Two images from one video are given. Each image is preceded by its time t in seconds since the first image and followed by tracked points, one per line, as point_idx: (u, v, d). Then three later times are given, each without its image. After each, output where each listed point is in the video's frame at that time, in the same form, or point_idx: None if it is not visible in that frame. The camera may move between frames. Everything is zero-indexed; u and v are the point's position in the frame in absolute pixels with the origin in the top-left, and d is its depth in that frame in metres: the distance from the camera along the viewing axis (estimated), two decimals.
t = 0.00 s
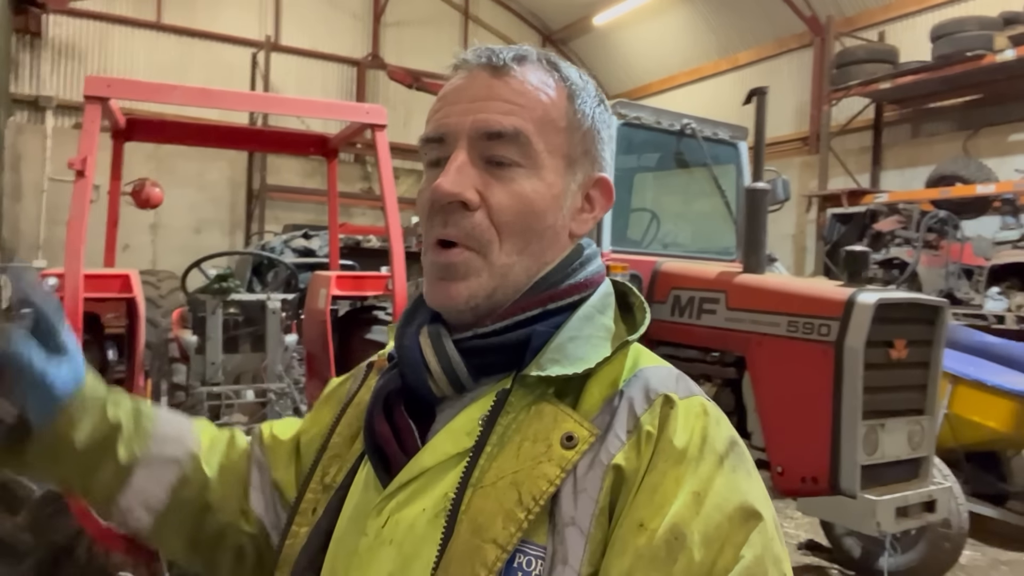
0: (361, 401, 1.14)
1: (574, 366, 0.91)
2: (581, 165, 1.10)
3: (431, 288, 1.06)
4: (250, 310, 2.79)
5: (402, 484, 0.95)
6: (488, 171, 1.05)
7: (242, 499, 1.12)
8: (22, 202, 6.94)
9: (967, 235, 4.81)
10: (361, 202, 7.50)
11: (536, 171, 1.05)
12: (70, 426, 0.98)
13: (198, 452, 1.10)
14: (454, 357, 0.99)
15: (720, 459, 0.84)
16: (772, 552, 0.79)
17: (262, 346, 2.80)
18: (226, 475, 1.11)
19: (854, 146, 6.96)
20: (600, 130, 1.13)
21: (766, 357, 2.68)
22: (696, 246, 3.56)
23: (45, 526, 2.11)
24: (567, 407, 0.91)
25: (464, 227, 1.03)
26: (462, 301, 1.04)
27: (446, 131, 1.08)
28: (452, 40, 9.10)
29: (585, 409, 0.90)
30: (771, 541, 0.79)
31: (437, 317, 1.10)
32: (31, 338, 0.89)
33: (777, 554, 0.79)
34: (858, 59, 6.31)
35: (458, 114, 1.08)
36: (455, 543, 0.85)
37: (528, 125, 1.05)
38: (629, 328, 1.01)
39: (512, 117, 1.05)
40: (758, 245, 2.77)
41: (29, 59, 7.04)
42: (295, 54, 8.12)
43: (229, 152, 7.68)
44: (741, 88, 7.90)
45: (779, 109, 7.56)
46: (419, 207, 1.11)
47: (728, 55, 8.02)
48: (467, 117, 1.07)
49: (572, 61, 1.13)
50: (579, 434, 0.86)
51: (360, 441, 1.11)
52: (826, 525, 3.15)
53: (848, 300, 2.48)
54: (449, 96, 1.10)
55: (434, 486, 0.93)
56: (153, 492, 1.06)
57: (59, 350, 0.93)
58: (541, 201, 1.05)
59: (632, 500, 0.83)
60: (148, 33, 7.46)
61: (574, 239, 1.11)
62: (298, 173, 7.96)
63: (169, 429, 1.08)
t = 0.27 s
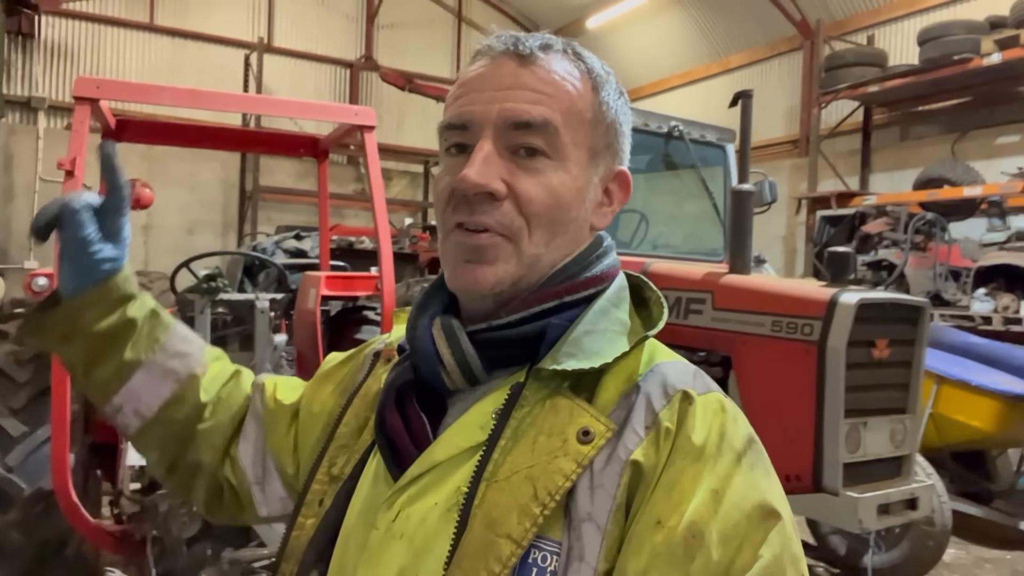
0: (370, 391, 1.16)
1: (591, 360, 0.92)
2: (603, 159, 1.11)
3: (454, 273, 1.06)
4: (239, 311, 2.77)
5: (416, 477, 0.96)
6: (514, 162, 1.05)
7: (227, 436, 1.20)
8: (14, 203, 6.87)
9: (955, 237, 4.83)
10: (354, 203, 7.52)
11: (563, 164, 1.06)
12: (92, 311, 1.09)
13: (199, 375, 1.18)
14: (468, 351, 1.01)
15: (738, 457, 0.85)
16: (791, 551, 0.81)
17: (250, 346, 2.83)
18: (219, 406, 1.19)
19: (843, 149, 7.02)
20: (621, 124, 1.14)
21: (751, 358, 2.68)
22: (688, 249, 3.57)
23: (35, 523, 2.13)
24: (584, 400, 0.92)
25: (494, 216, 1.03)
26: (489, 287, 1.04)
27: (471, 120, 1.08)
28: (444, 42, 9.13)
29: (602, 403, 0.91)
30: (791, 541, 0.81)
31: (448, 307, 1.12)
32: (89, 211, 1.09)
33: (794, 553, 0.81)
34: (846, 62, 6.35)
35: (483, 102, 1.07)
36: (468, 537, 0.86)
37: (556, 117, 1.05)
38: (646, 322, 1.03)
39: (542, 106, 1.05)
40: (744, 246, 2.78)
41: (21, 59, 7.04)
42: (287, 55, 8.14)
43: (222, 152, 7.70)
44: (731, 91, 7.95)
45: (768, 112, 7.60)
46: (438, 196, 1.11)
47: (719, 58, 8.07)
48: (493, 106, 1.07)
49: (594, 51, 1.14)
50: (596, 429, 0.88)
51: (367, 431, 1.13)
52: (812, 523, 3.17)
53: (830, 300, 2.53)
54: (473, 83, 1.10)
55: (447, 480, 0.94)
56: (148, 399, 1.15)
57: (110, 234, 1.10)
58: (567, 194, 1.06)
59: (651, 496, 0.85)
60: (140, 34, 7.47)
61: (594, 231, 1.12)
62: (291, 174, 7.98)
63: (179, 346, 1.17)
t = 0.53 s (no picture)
0: (375, 382, 1.18)
1: (598, 358, 0.94)
2: (615, 154, 1.12)
3: (461, 266, 1.06)
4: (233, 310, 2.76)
5: (422, 471, 0.98)
6: (525, 157, 1.06)
7: (239, 423, 1.22)
8: (15, 202, 6.96)
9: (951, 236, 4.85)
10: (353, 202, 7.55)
11: (574, 160, 1.07)
12: (120, 295, 1.12)
13: (219, 363, 1.20)
14: (475, 347, 1.02)
15: (745, 458, 0.87)
16: (797, 553, 0.82)
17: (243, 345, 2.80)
18: (235, 392, 1.22)
19: (841, 148, 7.03)
20: (634, 119, 1.15)
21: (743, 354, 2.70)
22: (684, 247, 3.59)
23: (33, 518, 2.15)
24: (589, 398, 0.94)
25: (502, 213, 1.04)
26: (497, 282, 1.04)
27: (481, 113, 1.08)
28: (443, 41, 9.14)
29: (608, 401, 0.93)
30: (796, 542, 0.82)
31: (455, 301, 1.13)
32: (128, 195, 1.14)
33: (799, 554, 0.82)
34: (844, 61, 6.36)
35: (495, 96, 1.08)
36: (473, 533, 0.88)
37: (569, 111, 1.06)
38: (654, 320, 1.04)
39: (555, 99, 1.05)
40: (736, 245, 2.78)
41: (21, 59, 7.07)
42: (287, 55, 8.17)
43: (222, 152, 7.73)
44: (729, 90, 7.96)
45: (767, 111, 7.61)
46: (449, 190, 1.12)
47: (718, 57, 8.07)
48: (505, 99, 1.07)
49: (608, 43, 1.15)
50: (602, 427, 0.89)
51: (372, 424, 1.14)
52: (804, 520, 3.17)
53: (822, 297, 2.54)
54: (484, 74, 1.10)
55: (454, 476, 0.96)
56: (168, 383, 1.16)
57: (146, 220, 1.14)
58: (578, 189, 1.07)
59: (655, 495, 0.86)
60: (140, 33, 7.50)
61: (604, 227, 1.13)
62: (290, 173, 8.01)
63: (202, 334, 1.19)
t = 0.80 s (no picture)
0: (381, 383, 1.18)
1: (606, 362, 0.93)
2: (624, 158, 1.11)
3: (469, 271, 1.05)
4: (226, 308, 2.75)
5: (427, 475, 0.98)
6: (534, 160, 1.05)
7: (245, 421, 1.24)
8: (8, 200, 6.96)
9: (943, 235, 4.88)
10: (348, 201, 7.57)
11: (583, 163, 1.05)
12: (131, 291, 1.14)
13: (227, 361, 1.22)
14: (484, 352, 1.02)
15: (752, 462, 0.87)
16: (804, 556, 0.83)
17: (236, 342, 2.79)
18: (241, 390, 1.24)
19: (834, 147, 7.06)
20: (642, 120, 1.13)
21: (734, 352, 2.72)
22: (677, 245, 3.59)
23: (24, 517, 2.15)
24: (597, 401, 0.94)
25: (512, 217, 1.02)
26: (504, 289, 1.03)
27: (491, 113, 1.07)
28: (438, 40, 9.14)
29: (616, 404, 0.93)
30: (803, 547, 0.83)
31: (463, 303, 1.12)
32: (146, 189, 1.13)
33: (807, 558, 0.83)
34: (836, 60, 6.39)
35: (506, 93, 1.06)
36: (480, 536, 0.88)
37: (580, 112, 1.05)
38: (661, 323, 1.05)
39: (565, 101, 1.04)
40: (727, 242, 2.79)
41: (14, 57, 7.07)
42: (282, 53, 8.17)
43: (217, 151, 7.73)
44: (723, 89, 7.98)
45: (760, 110, 7.63)
46: (454, 194, 1.10)
47: (712, 55, 8.09)
48: (516, 98, 1.05)
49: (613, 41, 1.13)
50: (609, 431, 0.89)
51: (377, 425, 1.15)
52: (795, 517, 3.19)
53: (811, 294, 2.55)
54: (492, 74, 1.09)
55: (460, 478, 0.96)
56: (177, 379, 1.18)
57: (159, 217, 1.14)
58: (587, 194, 1.05)
59: (663, 500, 0.86)
60: (134, 31, 7.50)
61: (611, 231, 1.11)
62: (285, 172, 8.01)
63: (210, 330, 1.20)
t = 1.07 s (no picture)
0: (387, 384, 1.15)
1: (612, 366, 0.91)
2: (627, 159, 1.08)
3: (473, 278, 1.02)
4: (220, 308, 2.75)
5: (434, 477, 0.95)
6: (536, 164, 1.01)
7: (239, 408, 1.19)
8: (5, 201, 6.96)
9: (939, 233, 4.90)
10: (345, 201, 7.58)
11: (587, 166, 1.02)
12: (121, 270, 1.04)
13: (219, 344, 1.16)
14: (490, 355, 0.99)
15: (759, 465, 0.84)
16: (810, 561, 0.80)
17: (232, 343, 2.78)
18: (234, 374, 1.18)
19: (830, 146, 7.07)
20: (647, 120, 1.10)
21: (730, 352, 2.73)
22: (674, 245, 3.58)
23: (20, 519, 2.14)
24: (602, 404, 0.91)
25: (514, 223, 0.99)
26: (508, 295, 1.00)
27: (493, 113, 1.03)
28: (434, 40, 9.14)
29: (621, 407, 0.90)
30: (809, 550, 0.81)
31: (469, 306, 1.08)
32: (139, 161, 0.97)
33: (813, 563, 0.81)
34: (832, 59, 6.40)
35: (509, 94, 1.03)
36: (485, 540, 0.85)
37: (582, 114, 1.01)
38: (667, 326, 1.02)
39: (566, 103, 1.01)
40: (722, 242, 2.80)
41: (11, 58, 7.07)
42: (278, 54, 8.17)
43: (214, 151, 7.74)
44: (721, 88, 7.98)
45: (757, 109, 7.65)
46: (456, 198, 1.07)
47: (709, 55, 8.10)
48: (517, 99, 1.02)
49: (613, 40, 1.10)
50: (616, 434, 0.87)
51: (384, 427, 1.11)
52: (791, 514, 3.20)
53: (804, 294, 2.56)
54: (491, 78, 1.05)
55: (467, 481, 0.94)
56: (167, 362, 1.11)
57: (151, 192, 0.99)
58: (591, 198, 1.02)
59: (669, 504, 0.84)
60: (130, 32, 7.50)
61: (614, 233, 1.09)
62: (281, 172, 8.02)
63: (203, 313, 1.13)
